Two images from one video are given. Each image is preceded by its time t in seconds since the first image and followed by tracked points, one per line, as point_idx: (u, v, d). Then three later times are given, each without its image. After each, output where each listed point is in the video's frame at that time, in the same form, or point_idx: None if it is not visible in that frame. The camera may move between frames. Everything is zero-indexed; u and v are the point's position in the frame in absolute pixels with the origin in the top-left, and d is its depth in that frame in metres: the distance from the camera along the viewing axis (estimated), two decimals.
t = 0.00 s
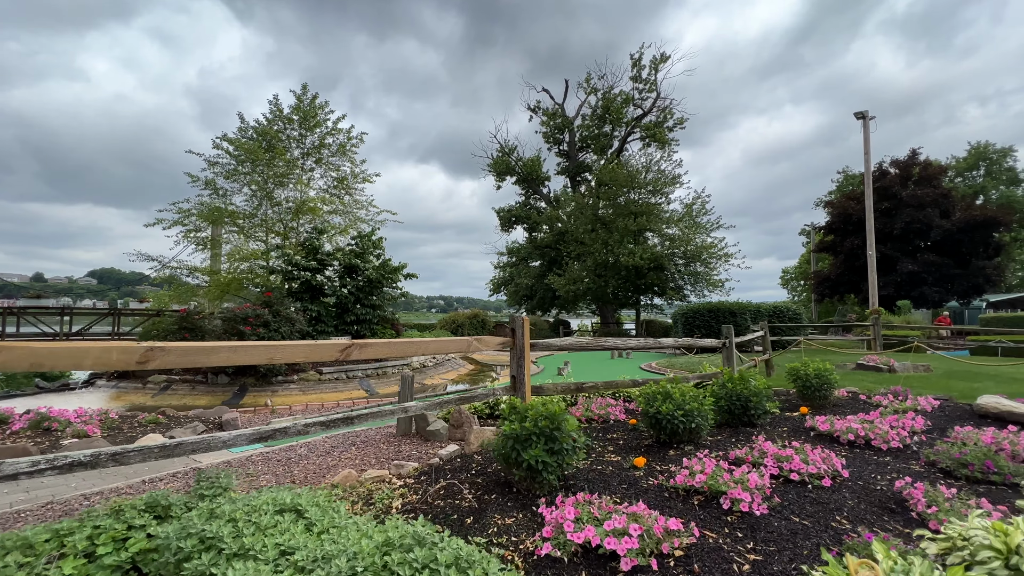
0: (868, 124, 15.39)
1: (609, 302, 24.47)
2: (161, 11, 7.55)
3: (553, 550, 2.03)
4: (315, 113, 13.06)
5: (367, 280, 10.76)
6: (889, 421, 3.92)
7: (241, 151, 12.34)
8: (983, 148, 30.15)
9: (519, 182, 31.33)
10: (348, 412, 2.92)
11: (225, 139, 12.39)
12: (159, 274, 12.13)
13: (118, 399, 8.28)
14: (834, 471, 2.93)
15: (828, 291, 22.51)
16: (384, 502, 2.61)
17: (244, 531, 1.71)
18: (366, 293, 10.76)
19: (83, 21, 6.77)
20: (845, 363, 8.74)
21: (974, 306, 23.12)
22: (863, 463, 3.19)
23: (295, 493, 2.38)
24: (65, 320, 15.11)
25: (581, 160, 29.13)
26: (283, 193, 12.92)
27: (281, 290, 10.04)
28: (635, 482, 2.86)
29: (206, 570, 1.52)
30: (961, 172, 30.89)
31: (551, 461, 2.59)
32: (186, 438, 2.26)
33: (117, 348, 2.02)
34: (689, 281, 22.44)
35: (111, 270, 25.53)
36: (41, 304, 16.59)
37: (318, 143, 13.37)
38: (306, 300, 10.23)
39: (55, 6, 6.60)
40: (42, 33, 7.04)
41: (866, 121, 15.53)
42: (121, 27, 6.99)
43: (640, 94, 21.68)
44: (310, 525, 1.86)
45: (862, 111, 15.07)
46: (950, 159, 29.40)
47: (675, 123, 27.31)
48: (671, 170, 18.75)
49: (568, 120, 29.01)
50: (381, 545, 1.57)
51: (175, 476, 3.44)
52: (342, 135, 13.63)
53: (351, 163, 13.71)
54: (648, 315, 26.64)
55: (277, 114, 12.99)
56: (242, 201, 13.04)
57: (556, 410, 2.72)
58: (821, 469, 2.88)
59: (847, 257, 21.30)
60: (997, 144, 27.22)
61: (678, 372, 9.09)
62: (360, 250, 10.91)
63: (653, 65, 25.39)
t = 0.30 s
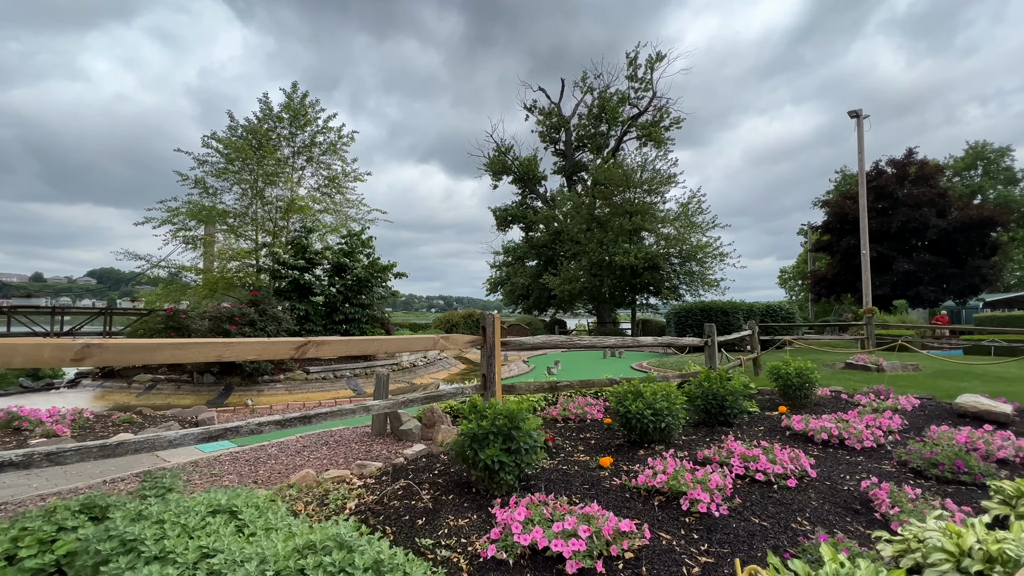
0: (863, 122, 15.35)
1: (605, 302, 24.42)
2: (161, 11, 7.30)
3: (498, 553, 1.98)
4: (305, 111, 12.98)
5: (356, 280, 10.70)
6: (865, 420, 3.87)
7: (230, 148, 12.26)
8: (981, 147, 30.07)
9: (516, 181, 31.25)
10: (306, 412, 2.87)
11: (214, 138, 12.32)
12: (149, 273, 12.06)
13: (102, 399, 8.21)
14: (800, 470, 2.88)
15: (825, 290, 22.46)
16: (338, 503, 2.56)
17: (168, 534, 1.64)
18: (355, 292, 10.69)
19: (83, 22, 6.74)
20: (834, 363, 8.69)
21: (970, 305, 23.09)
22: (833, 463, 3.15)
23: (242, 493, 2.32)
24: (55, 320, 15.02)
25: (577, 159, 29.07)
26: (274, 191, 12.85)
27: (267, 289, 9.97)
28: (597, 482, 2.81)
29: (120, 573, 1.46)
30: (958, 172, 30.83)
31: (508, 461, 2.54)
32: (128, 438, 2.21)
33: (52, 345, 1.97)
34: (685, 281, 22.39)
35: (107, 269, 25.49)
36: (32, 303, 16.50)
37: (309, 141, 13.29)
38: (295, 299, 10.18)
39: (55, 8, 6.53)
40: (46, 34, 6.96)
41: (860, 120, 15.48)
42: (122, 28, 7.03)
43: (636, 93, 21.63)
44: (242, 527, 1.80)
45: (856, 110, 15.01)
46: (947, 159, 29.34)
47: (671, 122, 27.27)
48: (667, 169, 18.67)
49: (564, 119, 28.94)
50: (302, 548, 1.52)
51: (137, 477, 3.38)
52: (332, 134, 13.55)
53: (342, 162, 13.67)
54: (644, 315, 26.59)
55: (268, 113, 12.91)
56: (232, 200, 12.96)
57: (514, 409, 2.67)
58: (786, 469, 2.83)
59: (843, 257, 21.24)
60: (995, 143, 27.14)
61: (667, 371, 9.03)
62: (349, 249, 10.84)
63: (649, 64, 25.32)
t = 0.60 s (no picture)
0: (857, 121, 15.29)
1: (600, 302, 24.35)
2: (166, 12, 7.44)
3: (438, 566, 1.90)
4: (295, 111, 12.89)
5: (344, 280, 10.63)
6: (843, 424, 3.79)
7: (217, 148, 12.15)
8: (979, 147, 29.92)
9: (512, 181, 31.17)
10: (260, 418, 2.80)
11: (204, 138, 12.24)
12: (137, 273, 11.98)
13: (85, 401, 8.13)
14: (766, 477, 2.80)
15: (821, 290, 22.38)
16: (287, 511, 2.49)
17: (78, 549, 1.57)
18: (343, 292, 10.63)
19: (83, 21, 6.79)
20: (823, 363, 8.63)
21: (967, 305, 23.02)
22: (805, 469, 3.07)
23: (181, 502, 2.25)
24: (45, 320, 14.91)
25: (573, 159, 29.00)
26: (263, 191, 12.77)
27: (254, 290, 9.89)
28: (558, 489, 2.73)
29: None
30: (956, 172, 30.74)
31: (463, 469, 2.47)
32: (61, 446, 2.16)
33: None
34: (680, 281, 22.31)
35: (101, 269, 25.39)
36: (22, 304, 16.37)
37: (299, 140, 13.20)
38: (282, 300, 10.11)
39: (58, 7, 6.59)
40: (46, 34, 7.03)
41: (854, 119, 15.41)
42: (120, 26, 7.06)
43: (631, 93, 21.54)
44: (164, 541, 1.73)
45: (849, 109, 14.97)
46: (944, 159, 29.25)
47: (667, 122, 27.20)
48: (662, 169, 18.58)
49: (560, 119, 28.87)
50: (209, 566, 1.46)
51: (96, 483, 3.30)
52: (323, 133, 13.47)
53: (333, 162, 13.61)
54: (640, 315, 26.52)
55: (257, 112, 12.82)
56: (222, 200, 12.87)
57: (470, 414, 2.59)
58: (752, 476, 2.75)
59: (840, 256, 21.16)
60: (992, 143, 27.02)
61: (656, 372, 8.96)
62: (337, 249, 10.75)
63: (645, 64, 25.23)
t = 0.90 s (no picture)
0: (850, 120, 15.25)
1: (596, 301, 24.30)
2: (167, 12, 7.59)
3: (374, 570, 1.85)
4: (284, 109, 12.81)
5: (331, 279, 10.56)
6: (818, 424, 3.74)
7: (203, 147, 12.05)
8: (976, 146, 29.81)
9: (508, 180, 31.11)
10: (212, 418, 2.74)
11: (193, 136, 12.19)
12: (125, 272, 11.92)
13: (69, 401, 8.09)
14: (730, 478, 2.75)
15: (817, 289, 22.32)
16: (235, 514, 2.43)
17: None
18: (331, 291, 10.57)
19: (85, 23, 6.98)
20: (811, 363, 8.57)
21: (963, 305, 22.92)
22: (773, 470, 3.02)
23: (119, 504, 2.19)
24: (35, 320, 14.85)
25: (569, 158, 28.93)
26: (253, 190, 12.72)
27: (240, 289, 9.83)
28: (516, 491, 2.68)
29: None
30: (953, 171, 30.63)
31: (415, 470, 2.41)
32: None
33: None
34: (675, 280, 22.26)
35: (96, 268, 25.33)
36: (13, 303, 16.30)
37: (289, 139, 13.14)
38: (269, 299, 10.06)
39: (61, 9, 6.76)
40: (47, 33, 7.35)
41: (848, 118, 15.37)
42: (121, 26, 7.18)
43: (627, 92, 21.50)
44: (86, 543, 1.68)
45: (843, 108, 14.93)
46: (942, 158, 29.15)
47: (664, 121, 27.14)
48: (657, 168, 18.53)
49: (556, 118, 28.82)
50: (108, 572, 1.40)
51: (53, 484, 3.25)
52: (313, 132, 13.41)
53: (323, 161, 13.57)
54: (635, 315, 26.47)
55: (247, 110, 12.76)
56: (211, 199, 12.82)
57: (424, 413, 2.54)
58: (714, 477, 2.69)
59: (836, 256, 21.08)
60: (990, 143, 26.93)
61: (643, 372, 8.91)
62: (325, 247, 10.70)
63: (641, 63, 25.18)
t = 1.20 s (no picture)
0: (844, 120, 15.21)
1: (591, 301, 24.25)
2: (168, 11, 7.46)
3: None
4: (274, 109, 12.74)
5: (319, 280, 10.50)
6: (791, 426, 3.70)
7: (191, 146, 11.99)
8: (973, 146, 29.76)
9: (505, 180, 31.05)
10: (165, 420, 2.72)
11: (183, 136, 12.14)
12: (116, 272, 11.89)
13: (53, 401, 8.04)
14: (691, 481, 2.71)
15: (813, 289, 22.26)
16: (183, 518, 2.39)
17: None
18: (319, 291, 10.53)
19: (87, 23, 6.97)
20: (799, 363, 8.53)
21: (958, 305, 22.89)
22: (739, 474, 2.98)
23: (58, 509, 2.15)
24: (25, 320, 14.77)
25: (566, 158, 28.87)
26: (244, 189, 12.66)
27: (226, 289, 9.78)
28: (474, 494, 2.64)
29: None
30: (950, 171, 30.58)
31: (366, 473, 2.37)
32: None
33: None
34: (671, 280, 22.20)
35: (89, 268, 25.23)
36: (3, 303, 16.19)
37: (280, 139, 13.10)
38: (257, 299, 10.02)
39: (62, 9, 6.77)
40: (46, 33, 7.32)
41: (841, 118, 15.32)
42: (121, 26, 7.18)
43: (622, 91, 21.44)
44: (7, 550, 1.64)
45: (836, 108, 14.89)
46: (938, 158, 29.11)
47: (660, 121, 27.10)
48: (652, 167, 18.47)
49: (552, 118, 28.77)
50: None
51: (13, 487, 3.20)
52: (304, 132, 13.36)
53: (315, 160, 13.55)
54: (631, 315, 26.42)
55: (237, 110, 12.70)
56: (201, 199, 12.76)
57: (378, 415, 2.50)
58: (675, 480, 2.66)
59: (831, 256, 21.02)
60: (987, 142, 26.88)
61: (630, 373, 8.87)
62: (314, 247, 10.65)
63: (637, 63, 25.13)
